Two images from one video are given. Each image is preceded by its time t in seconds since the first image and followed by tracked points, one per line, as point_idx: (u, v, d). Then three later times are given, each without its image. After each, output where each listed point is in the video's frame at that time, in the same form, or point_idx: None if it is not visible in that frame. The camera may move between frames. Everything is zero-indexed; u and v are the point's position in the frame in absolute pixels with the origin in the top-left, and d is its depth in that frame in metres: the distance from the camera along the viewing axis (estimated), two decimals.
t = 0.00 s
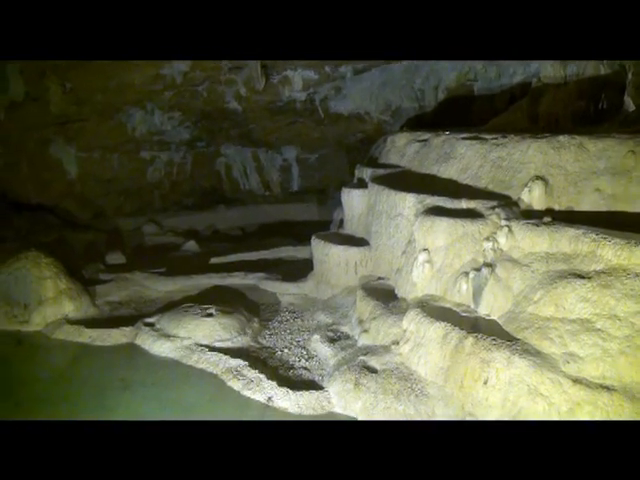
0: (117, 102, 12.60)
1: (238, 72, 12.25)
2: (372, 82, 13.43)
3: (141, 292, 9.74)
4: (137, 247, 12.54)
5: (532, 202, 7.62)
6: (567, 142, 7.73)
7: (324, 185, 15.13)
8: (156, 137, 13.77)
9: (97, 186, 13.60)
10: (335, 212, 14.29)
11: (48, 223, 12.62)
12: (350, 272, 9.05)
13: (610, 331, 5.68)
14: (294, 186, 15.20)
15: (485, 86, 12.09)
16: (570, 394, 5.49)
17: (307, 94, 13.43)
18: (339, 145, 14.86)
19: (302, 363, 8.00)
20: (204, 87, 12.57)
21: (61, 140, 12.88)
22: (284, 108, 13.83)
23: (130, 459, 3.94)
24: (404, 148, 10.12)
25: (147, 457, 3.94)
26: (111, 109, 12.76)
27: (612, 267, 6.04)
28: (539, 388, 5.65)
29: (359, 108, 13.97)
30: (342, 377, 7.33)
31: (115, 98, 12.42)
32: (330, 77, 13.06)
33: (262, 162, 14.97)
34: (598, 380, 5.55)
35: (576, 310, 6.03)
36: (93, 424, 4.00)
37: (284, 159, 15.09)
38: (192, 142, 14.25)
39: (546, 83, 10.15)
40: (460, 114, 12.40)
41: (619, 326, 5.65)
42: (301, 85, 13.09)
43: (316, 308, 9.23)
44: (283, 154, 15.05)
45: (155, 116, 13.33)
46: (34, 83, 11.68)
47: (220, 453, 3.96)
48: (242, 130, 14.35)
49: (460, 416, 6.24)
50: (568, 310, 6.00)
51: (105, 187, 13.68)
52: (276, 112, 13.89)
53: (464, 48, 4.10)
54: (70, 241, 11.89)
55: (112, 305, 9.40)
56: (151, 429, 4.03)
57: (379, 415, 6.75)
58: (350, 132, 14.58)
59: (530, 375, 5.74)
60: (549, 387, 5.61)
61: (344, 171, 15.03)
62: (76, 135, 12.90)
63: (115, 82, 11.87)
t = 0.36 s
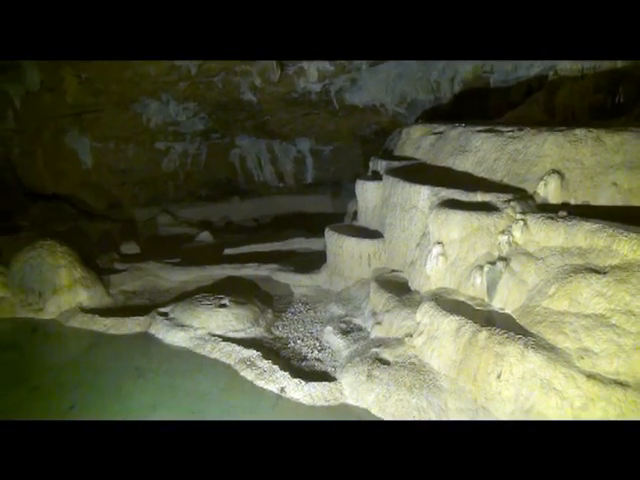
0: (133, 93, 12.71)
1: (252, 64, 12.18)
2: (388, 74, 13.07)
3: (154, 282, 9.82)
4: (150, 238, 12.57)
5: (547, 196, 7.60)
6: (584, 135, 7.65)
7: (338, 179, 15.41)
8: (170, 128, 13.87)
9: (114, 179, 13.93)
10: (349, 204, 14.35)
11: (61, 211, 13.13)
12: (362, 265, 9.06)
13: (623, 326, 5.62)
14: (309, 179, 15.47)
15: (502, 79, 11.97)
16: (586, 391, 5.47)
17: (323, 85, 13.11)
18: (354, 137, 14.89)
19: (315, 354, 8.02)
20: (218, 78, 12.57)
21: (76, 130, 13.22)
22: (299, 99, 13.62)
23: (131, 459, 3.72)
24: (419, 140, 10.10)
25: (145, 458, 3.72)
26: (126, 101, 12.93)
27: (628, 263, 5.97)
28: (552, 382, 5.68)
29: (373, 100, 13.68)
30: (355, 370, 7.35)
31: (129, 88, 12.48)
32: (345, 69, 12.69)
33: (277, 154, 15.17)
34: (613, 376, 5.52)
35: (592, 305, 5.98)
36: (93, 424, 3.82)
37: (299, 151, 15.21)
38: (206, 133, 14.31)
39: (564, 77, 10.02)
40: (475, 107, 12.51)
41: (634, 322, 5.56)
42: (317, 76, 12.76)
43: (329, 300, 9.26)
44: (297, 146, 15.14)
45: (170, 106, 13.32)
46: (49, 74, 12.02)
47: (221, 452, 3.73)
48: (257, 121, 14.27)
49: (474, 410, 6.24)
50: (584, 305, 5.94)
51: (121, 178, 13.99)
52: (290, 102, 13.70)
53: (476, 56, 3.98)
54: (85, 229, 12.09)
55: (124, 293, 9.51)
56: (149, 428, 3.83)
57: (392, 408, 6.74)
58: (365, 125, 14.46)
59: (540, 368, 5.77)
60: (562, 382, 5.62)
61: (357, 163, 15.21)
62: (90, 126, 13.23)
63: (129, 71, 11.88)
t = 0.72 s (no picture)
0: (144, 82, 12.98)
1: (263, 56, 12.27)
2: (401, 65, 13.11)
3: (165, 271, 9.91)
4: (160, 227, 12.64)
5: (560, 189, 7.54)
6: (597, 128, 7.57)
7: (349, 171, 14.96)
8: (183, 118, 13.94)
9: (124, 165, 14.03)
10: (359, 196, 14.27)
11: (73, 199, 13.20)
12: (373, 257, 9.07)
13: (635, 321, 5.60)
14: (320, 170, 15.12)
15: (515, 71, 11.95)
16: (595, 384, 5.50)
17: (335, 76, 13.31)
18: (365, 129, 14.71)
19: (325, 345, 8.01)
20: (231, 69, 12.96)
21: (88, 120, 13.40)
22: (313, 90, 13.76)
23: (132, 458, 3.84)
24: (431, 132, 10.06)
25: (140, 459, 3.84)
26: (138, 90, 13.19)
27: None
28: (562, 377, 5.68)
29: (385, 91, 13.74)
30: (364, 361, 7.34)
31: (141, 78, 12.82)
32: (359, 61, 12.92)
33: (288, 144, 14.84)
34: (622, 371, 5.52)
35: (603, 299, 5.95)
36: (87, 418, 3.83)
37: (310, 142, 14.88)
38: (218, 123, 14.31)
39: (579, 70, 9.87)
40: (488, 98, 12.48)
41: None
42: (328, 68, 13.01)
43: (339, 291, 9.26)
44: (308, 137, 14.80)
45: (182, 97, 13.51)
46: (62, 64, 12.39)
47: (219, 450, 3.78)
48: (268, 112, 14.28)
49: (482, 402, 6.26)
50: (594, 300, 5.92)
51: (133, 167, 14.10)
52: (302, 94, 13.87)
53: (476, 57, 3.99)
54: (97, 219, 12.23)
55: (134, 283, 9.60)
56: (151, 429, 3.92)
57: (401, 400, 6.75)
58: (377, 117, 14.42)
59: (550, 362, 5.77)
60: (572, 376, 5.62)
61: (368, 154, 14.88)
62: (103, 116, 13.41)
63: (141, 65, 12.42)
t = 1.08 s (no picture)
0: (154, 70, 12.97)
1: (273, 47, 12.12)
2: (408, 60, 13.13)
3: (173, 260, 9.96)
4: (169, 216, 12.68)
5: (570, 184, 7.50)
6: (609, 122, 7.50)
7: (358, 161, 15.02)
8: (192, 107, 13.93)
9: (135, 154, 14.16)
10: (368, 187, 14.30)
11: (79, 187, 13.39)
12: (380, 248, 9.07)
13: None
14: (329, 161, 15.16)
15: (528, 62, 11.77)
16: (602, 380, 5.49)
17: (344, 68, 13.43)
18: (375, 122, 14.66)
19: (332, 336, 8.02)
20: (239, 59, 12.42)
21: (97, 109, 13.41)
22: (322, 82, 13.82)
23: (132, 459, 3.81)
24: (441, 125, 10.02)
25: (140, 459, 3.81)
26: (148, 77, 13.14)
27: None
28: (569, 371, 5.67)
29: (395, 82, 13.75)
30: (370, 352, 7.33)
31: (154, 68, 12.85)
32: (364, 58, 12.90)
33: (297, 136, 14.89)
34: (630, 367, 5.51)
35: (612, 294, 5.94)
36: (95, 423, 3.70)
37: (319, 133, 14.88)
38: (227, 112, 14.32)
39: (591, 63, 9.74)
40: (499, 90, 12.39)
41: None
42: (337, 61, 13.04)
43: (347, 282, 9.27)
44: (317, 129, 14.83)
45: (191, 86, 13.53)
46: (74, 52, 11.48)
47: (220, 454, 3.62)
48: (278, 101, 14.31)
49: (489, 396, 6.25)
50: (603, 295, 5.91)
51: (141, 156, 14.10)
52: (311, 83, 13.81)
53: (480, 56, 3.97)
54: (107, 208, 12.27)
55: (143, 271, 9.63)
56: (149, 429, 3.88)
57: (407, 392, 6.73)
58: (387, 108, 14.37)
59: (557, 358, 5.76)
60: (579, 371, 5.61)
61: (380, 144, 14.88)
62: (112, 105, 13.43)
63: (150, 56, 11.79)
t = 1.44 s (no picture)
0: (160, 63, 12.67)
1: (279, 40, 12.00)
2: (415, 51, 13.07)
3: (179, 250, 10.00)
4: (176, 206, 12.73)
5: (577, 178, 7.48)
6: (617, 116, 7.44)
7: (364, 154, 15.03)
8: (199, 97, 13.96)
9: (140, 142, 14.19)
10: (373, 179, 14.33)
11: (86, 178, 13.35)
12: (386, 241, 9.07)
13: None
14: (335, 152, 15.13)
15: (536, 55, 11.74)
16: (608, 374, 5.50)
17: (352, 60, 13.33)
18: (382, 113, 14.63)
19: (337, 328, 8.03)
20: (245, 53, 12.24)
21: (104, 97, 13.50)
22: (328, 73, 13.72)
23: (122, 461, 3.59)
24: (449, 118, 9.99)
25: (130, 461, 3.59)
26: (155, 69, 13.15)
27: None
28: (574, 365, 5.67)
29: (403, 74, 13.64)
30: (376, 344, 7.32)
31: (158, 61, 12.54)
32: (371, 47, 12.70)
33: (303, 127, 14.89)
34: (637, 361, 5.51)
35: (618, 289, 5.91)
36: (97, 423, 3.67)
37: (326, 123, 14.90)
38: (234, 103, 14.30)
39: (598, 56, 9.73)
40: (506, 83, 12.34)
41: None
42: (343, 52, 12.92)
43: (353, 274, 9.28)
44: (324, 119, 14.84)
45: (198, 76, 13.53)
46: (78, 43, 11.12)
47: (214, 451, 3.61)
48: (285, 94, 14.24)
49: (494, 388, 6.26)
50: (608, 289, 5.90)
51: (148, 144, 14.23)
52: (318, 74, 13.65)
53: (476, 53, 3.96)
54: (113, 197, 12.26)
55: (149, 261, 9.67)
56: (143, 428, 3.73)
57: (412, 383, 6.74)
58: (394, 100, 14.32)
59: (563, 351, 5.75)
60: (585, 365, 5.61)
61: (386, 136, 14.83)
62: (118, 93, 13.47)
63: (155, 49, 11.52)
